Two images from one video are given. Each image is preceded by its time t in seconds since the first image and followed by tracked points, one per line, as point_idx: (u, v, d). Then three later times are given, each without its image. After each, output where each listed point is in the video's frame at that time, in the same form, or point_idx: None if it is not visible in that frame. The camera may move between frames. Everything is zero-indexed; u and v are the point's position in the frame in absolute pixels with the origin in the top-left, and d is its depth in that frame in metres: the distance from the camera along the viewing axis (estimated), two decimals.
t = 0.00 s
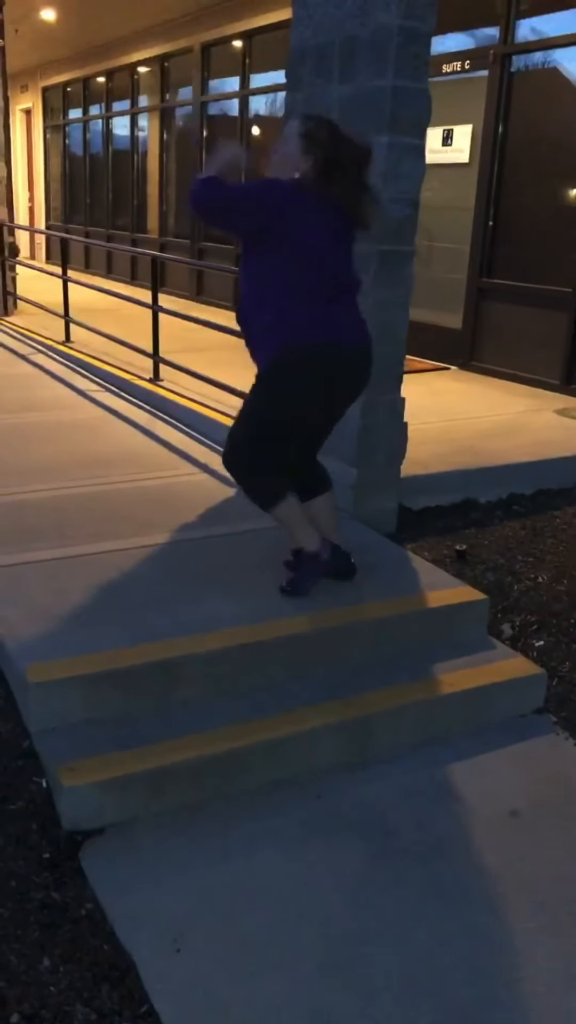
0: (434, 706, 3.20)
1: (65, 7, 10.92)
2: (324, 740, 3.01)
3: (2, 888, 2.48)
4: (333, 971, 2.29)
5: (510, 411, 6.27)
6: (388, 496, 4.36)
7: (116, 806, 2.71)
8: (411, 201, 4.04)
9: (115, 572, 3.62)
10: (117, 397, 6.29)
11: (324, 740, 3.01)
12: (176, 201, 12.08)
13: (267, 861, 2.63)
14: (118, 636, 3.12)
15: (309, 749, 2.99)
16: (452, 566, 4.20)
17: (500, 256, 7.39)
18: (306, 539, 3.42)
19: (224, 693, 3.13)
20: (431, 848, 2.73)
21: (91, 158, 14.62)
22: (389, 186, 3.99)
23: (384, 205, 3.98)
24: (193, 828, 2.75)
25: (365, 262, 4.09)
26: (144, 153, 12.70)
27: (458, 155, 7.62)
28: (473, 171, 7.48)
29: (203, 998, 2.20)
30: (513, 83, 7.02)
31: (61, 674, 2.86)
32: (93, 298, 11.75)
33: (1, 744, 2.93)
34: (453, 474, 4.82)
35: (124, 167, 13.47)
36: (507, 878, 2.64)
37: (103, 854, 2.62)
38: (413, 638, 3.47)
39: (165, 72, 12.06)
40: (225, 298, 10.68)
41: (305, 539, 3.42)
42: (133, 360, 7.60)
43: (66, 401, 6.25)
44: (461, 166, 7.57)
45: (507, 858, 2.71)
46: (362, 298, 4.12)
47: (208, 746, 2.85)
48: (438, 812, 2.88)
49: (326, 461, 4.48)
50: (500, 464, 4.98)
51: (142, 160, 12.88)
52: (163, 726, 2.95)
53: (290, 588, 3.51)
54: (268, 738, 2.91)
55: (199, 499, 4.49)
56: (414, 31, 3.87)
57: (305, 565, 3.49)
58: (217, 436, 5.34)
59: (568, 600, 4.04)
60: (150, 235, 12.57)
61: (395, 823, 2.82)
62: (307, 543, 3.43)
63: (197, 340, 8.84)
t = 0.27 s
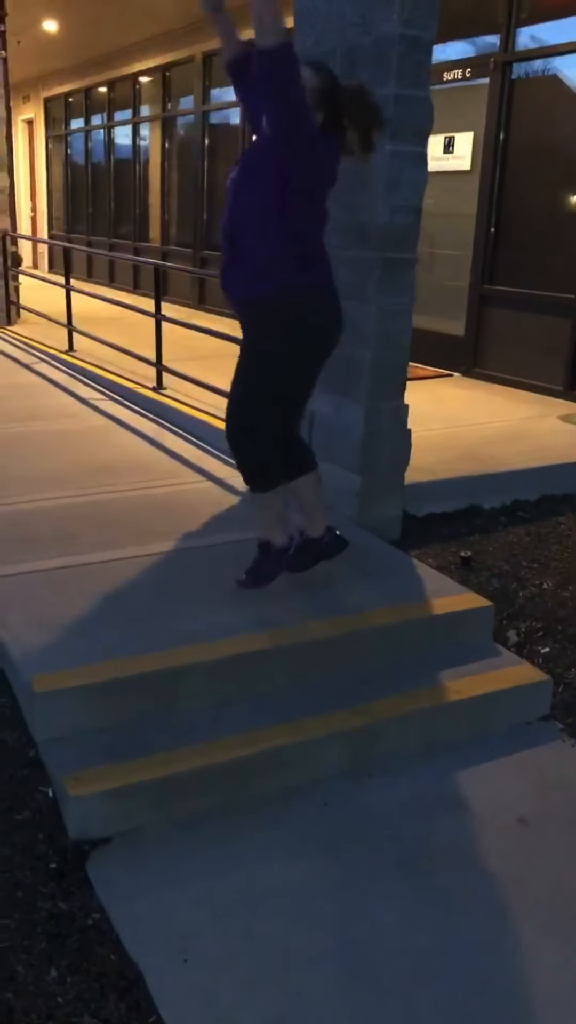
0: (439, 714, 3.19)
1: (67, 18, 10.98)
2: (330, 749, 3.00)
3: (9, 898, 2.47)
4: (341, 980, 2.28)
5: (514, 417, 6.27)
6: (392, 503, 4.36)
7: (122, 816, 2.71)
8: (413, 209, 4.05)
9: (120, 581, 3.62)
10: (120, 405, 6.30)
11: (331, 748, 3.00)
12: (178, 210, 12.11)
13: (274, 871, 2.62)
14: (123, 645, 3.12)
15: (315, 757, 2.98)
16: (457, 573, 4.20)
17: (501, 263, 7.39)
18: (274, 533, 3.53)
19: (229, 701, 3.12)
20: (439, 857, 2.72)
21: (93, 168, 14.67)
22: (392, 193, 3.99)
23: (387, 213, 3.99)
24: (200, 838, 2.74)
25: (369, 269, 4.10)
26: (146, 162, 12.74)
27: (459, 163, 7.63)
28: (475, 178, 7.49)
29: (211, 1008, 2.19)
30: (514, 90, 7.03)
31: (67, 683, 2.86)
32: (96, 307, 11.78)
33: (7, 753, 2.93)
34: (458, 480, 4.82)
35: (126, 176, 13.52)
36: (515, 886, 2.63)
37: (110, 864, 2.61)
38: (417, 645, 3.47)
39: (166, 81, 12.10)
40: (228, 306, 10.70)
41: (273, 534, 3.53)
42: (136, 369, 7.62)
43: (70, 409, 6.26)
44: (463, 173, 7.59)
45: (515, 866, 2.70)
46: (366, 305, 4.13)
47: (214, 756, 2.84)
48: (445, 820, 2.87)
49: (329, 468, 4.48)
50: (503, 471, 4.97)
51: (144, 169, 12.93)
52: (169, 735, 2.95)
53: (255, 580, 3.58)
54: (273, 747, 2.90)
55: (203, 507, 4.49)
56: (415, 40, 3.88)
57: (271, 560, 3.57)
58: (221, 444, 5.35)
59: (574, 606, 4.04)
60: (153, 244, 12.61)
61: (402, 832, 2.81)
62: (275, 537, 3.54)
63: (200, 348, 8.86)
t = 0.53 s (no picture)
0: (451, 729, 3.19)
1: (78, 40, 11.09)
2: (342, 765, 3.00)
3: (23, 916, 2.48)
4: (356, 999, 2.27)
5: (523, 430, 6.27)
6: (402, 517, 4.37)
7: (135, 833, 2.71)
8: (421, 225, 4.07)
9: (131, 596, 3.63)
10: (130, 422, 6.34)
11: (343, 765, 3.00)
12: (188, 227, 12.20)
13: (287, 888, 2.61)
14: (136, 661, 3.13)
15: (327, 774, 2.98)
16: (468, 588, 4.19)
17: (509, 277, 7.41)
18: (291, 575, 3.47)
19: (240, 717, 3.12)
20: (453, 874, 2.70)
21: (103, 186, 14.80)
22: (401, 209, 4.01)
23: (396, 229, 4.01)
24: (212, 855, 2.74)
25: (378, 285, 4.12)
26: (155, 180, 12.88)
27: (467, 178, 7.67)
28: (482, 193, 7.52)
29: None
30: (520, 106, 7.06)
31: (79, 700, 2.87)
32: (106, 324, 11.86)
33: (20, 770, 2.94)
34: (468, 495, 4.82)
35: (135, 194, 13.63)
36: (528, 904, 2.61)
37: (123, 882, 2.61)
38: (428, 660, 3.47)
39: (175, 100, 12.21)
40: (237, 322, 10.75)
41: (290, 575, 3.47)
42: (147, 385, 7.66)
43: (81, 426, 6.30)
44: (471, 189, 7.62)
45: (531, 884, 2.68)
46: (376, 322, 4.15)
47: (226, 773, 2.84)
48: (458, 837, 2.86)
49: (339, 484, 4.48)
50: (514, 485, 4.97)
51: (153, 187, 13.04)
52: (182, 752, 2.95)
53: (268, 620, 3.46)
54: (286, 764, 2.90)
55: (214, 522, 4.51)
56: (423, 58, 3.91)
57: (286, 599, 3.49)
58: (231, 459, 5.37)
59: None
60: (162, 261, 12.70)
61: (415, 849, 2.80)
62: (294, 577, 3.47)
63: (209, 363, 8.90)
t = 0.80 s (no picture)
0: (472, 752, 3.16)
1: (96, 69, 11.27)
2: (362, 789, 2.98)
3: (44, 942, 2.46)
4: None
5: (542, 449, 6.26)
6: (421, 538, 4.37)
7: (155, 858, 2.69)
8: (438, 247, 4.08)
9: (151, 618, 3.64)
10: (148, 444, 6.38)
11: (364, 788, 2.98)
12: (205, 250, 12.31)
13: (308, 913, 2.59)
14: (156, 683, 3.13)
15: (347, 797, 2.96)
16: (488, 610, 4.17)
17: (526, 297, 7.42)
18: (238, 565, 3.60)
19: (260, 740, 3.11)
20: (474, 898, 2.67)
21: (121, 210, 14.98)
22: (417, 232, 4.03)
23: (412, 251, 4.03)
24: (233, 880, 2.72)
25: (394, 307, 4.13)
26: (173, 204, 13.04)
27: (483, 199, 7.69)
28: (498, 213, 7.54)
29: None
30: (535, 127, 7.09)
31: (99, 724, 2.87)
32: (124, 346, 11.96)
33: (41, 794, 2.93)
34: (487, 515, 4.80)
35: (153, 219, 13.78)
36: (553, 929, 2.57)
37: (144, 906, 2.60)
38: (448, 682, 3.44)
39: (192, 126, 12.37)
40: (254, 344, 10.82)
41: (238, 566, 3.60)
42: (165, 407, 7.71)
43: (101, 448, 6.35)
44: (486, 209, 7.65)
45: (554, 909, 2.65)
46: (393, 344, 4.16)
47: (246, 796, 2.82)
48: (480, 861, 2.83)
49: (358, 505, 4.48)
50: (533, 505, 4.95)
51: (170, 211, 13.19)
52: (201, 776, 2.94)
53: (254, 616, 3.64)
54: (306, 787, 2.89)
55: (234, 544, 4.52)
56: (438, 82, 3.94)
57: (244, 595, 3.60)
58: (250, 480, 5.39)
59: None
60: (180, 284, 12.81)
61: (437, 873, 2.77)
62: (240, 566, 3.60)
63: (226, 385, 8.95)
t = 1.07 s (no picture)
0: (496, 777, 3.13)
1: (118, 97, 11.44)
2: (385, 815, 2.95)
3: (66, 969, 2.45)
4: None
5: (564, 470, 6.23)
6: (443, 560, 4.36)
7: (177, 883, 2.68)
8: (457, 270, 4.10)
9: (173, 642, 3.64)
10: (169, 466, 6.41)
11: (387, 814, 2.96)
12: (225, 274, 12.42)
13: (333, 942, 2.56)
14: (178, 707, 3.13)
15: (371, 823, 2.94)
16: (511, 633, 4.14)
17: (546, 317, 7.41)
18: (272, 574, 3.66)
19: (282, 765, 3.09)
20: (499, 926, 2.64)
21: (141, 235, 15.14)
22: (436, 255, 4.04)
23: (432, 274, 4.04)
24: (255, 907, 2.70)
25: (414, 330, 4.15)
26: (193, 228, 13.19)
27: (501, 220, 7.71)
28: (517, 235, 7.55)
29: None
30: (553, 149, 7.11)
31: (122, 749, 2.87)
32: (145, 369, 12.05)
33: (63, 819, 2.93)
34: (509, 537, 4.78)
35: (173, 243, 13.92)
36: None
37: (166, 934, 2.58)
38: (471, 707, 3.42)
39: (212, 151, 12.52)
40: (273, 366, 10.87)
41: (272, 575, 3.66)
42: (186, 430, 7.75)
43: (122, 470, 6.39)
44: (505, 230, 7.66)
45: None
46: (413, 367, 4.17)
47: (269, 822, 2.81)
48: (505, 889, 2.80)
49: (378, 527, 4.47)
50: (555, 526, 4.93)
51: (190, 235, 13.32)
52: (223, 801, 2.93)
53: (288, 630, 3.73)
54: (328, 813, 2.87)
55: (255, 566, 4.53)
56: (456, 107, 3.96)
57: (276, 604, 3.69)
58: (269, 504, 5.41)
59: None
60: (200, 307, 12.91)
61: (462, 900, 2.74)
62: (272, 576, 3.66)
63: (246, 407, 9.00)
